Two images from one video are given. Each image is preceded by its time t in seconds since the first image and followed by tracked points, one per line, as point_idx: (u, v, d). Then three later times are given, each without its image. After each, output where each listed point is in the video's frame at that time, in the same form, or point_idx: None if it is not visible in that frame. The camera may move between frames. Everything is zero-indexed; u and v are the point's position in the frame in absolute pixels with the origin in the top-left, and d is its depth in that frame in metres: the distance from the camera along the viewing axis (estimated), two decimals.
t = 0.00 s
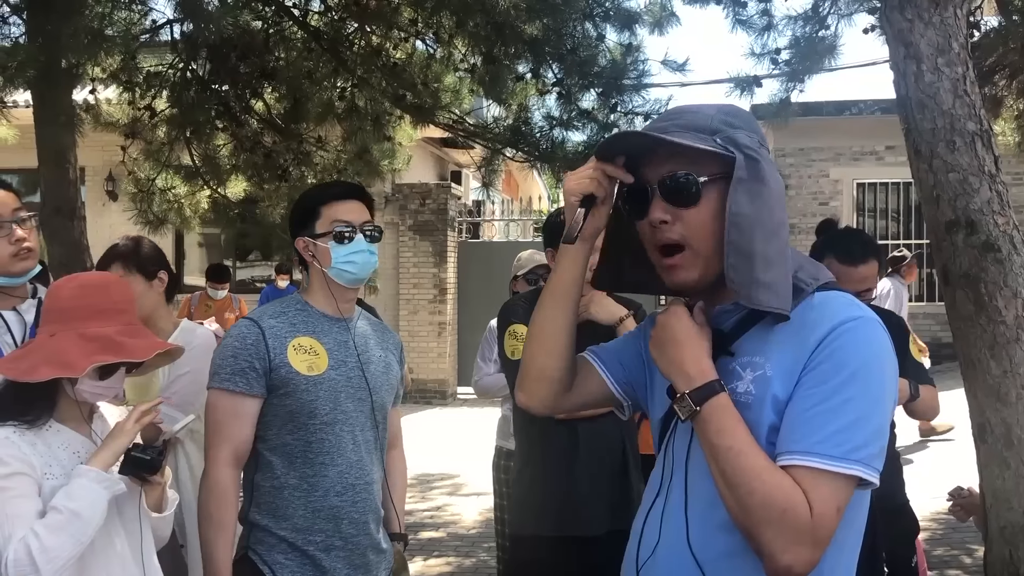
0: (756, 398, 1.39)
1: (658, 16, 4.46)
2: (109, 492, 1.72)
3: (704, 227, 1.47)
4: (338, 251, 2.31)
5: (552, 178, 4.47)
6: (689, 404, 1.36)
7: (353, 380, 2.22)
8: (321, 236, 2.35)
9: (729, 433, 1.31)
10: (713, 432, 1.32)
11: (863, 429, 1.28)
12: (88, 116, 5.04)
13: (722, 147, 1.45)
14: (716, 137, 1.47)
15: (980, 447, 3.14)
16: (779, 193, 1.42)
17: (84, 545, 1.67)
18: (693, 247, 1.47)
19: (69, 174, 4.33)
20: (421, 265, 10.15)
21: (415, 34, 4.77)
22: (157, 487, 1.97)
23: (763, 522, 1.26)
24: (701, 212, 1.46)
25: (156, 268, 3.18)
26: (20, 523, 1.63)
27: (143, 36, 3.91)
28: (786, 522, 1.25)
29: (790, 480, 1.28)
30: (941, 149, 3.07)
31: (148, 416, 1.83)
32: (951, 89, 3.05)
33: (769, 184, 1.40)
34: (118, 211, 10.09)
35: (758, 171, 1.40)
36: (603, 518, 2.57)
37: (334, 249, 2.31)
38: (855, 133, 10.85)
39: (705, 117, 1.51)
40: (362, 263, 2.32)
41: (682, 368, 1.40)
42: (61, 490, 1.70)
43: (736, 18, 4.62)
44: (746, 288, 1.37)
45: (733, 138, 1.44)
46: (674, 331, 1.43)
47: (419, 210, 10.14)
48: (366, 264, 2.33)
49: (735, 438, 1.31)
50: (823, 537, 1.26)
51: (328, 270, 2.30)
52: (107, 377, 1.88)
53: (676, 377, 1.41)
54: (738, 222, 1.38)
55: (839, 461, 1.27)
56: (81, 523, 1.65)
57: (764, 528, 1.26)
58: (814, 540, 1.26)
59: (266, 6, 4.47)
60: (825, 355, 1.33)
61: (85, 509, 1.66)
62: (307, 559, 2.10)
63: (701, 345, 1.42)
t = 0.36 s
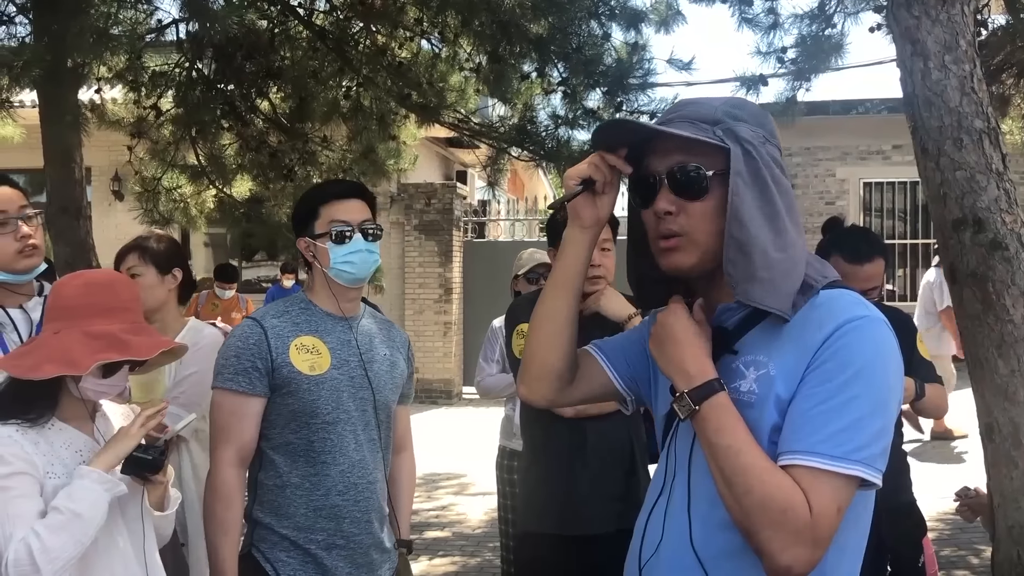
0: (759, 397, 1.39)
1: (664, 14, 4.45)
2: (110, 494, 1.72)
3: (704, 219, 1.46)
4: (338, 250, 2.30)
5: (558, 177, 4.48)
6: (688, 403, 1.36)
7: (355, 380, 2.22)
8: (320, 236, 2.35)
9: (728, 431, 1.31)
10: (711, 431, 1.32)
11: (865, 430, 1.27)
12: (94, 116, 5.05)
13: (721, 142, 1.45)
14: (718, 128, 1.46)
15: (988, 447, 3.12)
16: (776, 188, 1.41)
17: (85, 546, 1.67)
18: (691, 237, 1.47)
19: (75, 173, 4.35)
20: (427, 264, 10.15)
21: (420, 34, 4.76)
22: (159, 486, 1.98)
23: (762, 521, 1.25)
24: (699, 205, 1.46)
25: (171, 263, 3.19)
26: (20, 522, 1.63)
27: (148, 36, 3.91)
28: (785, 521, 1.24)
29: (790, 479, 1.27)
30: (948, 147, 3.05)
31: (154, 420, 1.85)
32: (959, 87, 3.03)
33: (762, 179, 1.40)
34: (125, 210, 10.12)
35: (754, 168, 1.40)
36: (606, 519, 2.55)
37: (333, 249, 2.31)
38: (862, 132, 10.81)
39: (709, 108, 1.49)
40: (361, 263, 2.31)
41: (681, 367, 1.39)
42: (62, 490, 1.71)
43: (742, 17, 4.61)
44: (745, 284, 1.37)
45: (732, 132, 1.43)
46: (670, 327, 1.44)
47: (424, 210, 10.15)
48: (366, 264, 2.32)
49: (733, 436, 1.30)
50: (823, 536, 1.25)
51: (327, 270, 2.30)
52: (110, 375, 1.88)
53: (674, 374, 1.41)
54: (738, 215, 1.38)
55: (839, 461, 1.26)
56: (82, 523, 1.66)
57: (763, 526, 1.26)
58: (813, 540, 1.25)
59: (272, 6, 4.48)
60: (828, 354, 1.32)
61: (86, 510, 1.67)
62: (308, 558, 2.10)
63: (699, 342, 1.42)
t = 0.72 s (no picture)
0: (761, 396, 1.38)
1: (669, 13, 4.44)
2: (115, 493, 1.72)
3: (708, 210, 1.44)
4: (339, 251, 2.30)
5: (563, 176, 4.50)
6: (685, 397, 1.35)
7: (361, 377, 2.22)
8: (322, 236, 2.35)
9: (725, 426, 1.30)
10: (709, 426, 1.31)
11: (866, 425, 1.27)
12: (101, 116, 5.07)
13: (737, 137, 1.43)
14: (736, 124, 1.45)
15: (996, 447, 3.10)
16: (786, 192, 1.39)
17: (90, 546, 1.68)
18: (694, 225, 1.46)
19: (82, 173, 4.36)
20: (432, 264, 10.16)
21: (426, 33, 4.76)
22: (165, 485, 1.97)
23: (759, 517, 1.25)
24: (706, 196, 1.44)
25: (174, 261, 3.18)
26: (26, 520, 1.64)
27: (154, 36, 3.92)
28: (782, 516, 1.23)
29: (787, 474, 1.26)
30: (955, 145, 3.04)
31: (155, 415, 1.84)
32: (966, 85, 3.02)
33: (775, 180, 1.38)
34: (131, 210, 10.14)
35: (766, 166, 1.38)
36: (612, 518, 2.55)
37: (336, 249, 2.30)
38: (868, 131, 10.78)
39: (733, 102, 1.48)
40: (364, 263, 2.30)
41: (679, 360, 1.39)
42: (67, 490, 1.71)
43: (748, 16, 4.60)
44: (744, 291, 1.37)
45: (750, 128, 1.42)
46: (669, 320, 1.43)
47: (430, 210, 10.15)
48: (368, 264, 2.31)
49: (731, 431, 1.29)
50: (820, 532, 1.24)
51: (331, 270, 2.30)
52: (116, 373, 1.88)
53: (672, 368, 1.40)
54: (744, 221, 1.37)
55: (839, 457, 1.25)
56: (86, 523, 1.66)
57: (760, 521, 1.25)
58: (809, 536, 1.24)
59: (277, 5, 4.48)
60: (829, 349, 1.31)
61: (90, 510, 1.67)
62: (317, 554, 2.10)
63: (700, 337, 1.41)
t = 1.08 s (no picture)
0: (757, 399, 1.38)
1: (674, 13, 4.44)
2: (120, 501, 1.72)
3: (709, 208, 1.44)
4: (343, 252, 2.30)
5: (567, 176, 4.56)
6: (683, 400, 1.34)
7: (364, 376, 2.22)
8: (325, 238, 2.35)
9: (723, 430, 1.30)
10: (706, 430, 1.31)
11: (862, 427, 1.27)
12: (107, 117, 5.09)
13: (737, 135, 1.44)
14: (736, 123, 1.45)
15: (1003, 448, 3.09)
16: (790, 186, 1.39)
17: (91, 553, 1.68)
18: (695, 223, 1.45)
19: (88, 174, 4.38)
20: (437, 265, 10.17)
21: (431, 34, 4.73)
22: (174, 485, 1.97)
23: (756, 521, 1.25)
24: (706, 195, 1.44)
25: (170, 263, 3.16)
26: (30, 525, 1.65)
27: (160, 37, 3.93)
28: (780, 521, 1.24)
29: (784, 478, 1.26)
30: (961, 146, 3.03)
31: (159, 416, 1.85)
32: (972, 85, 3.01)
33: (778, 175, 1.38)
34: (137, 211, 10.17)
35: (768, 162, 1.38)
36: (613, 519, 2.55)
37: (339, 251, 2.31)
38: (874, 131, 10.75)
39: (733, 101, 1.48)
40: (367, 265, 2.31)
41: (674, 363, 1.39)
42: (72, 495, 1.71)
43: (753, 16, 4.59)
44: (757, 282, 1.36)
45: (750, 127, 1.42)
46: (665, 324, 1.43)
47: (435, 210, 10.16)
48: (371, 266, 2.31)
49: (729, 435, 1.29)
50: (817, 536, 1.24)
51: (334, 272, 2.30)
52: (125, 372, 1.89)
53: (669, 370, 1.40)
54: (751, 216, 1.36)
55: (835, 460, 1.25)
56: (90, 531, 1.67)
57: (758, 526, 1.25)
58: (807, 540, 1.24)
59: (282, 6, 4.49)
60: (824, 352, 1.31)
61: (95, 517, 1.67)
62: (323, 554, 2.10)
63: (695, 339, 1.41)
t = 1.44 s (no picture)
0: (757, 403, 1.38)
1: (679, 14, 4.44)
2: (127, 500, 1.74)
3: (708, 214, 1.45)
4: (345, 254, 2.31)
5: (572, 177, 4.57)
6: (691, 403, 1.35)
7: (367, 379, 2.23)
8: (329, 240, 2.36)
9: (730, 433, 1.30)
10: (712, 432, 1.31)
11: (861, 432, 1.27)
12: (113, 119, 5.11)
13: (734, 141, 1.44)
14: (732, 129, 1.46)
15: (1006, 450, 3.09)
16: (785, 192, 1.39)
17: (99, 552, 1.69)
18: (694, 230, 1.46)
19: (93, 176, 4.40)
20: (442, 266, 10.18)
21: (436, 35, 4.77)
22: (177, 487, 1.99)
23: (759, 525, 1.26)
24: (705, 201, 1.45)
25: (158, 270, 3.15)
26: (38, 525, 1.66)
27: (165, 39, 3.94)
28: (783, 525, 1.25)
29: (786, 482, 1.27)
30: (965, 147, 3.03)
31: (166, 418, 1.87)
32: (976, 86, 3.01)
33: (774, 181, 1.38)
34: (142, 212, 10.19)
35: (764, 168, 1.38)
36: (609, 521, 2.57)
37: (342, 253, 2.32)
38: (879, 132, 10.74)
39: (729, 107, 1.49)
40: (369, 267, 2.31)
41: (682, 367, 1.39)
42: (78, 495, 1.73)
43: (757, 17, 4.60)
44: (751, 289, 1.36)
45: (746, 132, 1.43)
46: (675, 325, 1.42)
47: (439, 211, 10.17)
48: (374, 268, 2.32)
49: (735, 438, 1.30)
50: (819, 540, 1.25)
51: (337, 274, 2.31)
52: (128, 374, 1.90)
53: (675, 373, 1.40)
54: (746, 222, 1.37)
55: (835, 464, 1.26)
56: (97, 529, 1.68)
57: (761, 529, 1.26)
58: (808, 544, 1.25)
59: (287, 8, 4.50)
60: (824, 357, 1.32)
61: (102, 516, 1.69)
62: (323, 555, 2.12)
63: (703, 341, 1.40)
